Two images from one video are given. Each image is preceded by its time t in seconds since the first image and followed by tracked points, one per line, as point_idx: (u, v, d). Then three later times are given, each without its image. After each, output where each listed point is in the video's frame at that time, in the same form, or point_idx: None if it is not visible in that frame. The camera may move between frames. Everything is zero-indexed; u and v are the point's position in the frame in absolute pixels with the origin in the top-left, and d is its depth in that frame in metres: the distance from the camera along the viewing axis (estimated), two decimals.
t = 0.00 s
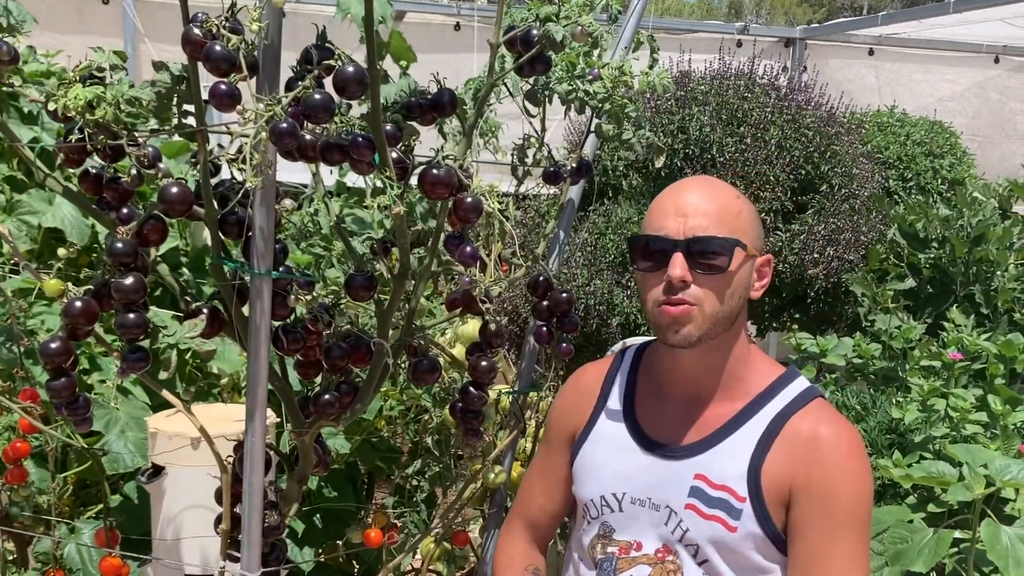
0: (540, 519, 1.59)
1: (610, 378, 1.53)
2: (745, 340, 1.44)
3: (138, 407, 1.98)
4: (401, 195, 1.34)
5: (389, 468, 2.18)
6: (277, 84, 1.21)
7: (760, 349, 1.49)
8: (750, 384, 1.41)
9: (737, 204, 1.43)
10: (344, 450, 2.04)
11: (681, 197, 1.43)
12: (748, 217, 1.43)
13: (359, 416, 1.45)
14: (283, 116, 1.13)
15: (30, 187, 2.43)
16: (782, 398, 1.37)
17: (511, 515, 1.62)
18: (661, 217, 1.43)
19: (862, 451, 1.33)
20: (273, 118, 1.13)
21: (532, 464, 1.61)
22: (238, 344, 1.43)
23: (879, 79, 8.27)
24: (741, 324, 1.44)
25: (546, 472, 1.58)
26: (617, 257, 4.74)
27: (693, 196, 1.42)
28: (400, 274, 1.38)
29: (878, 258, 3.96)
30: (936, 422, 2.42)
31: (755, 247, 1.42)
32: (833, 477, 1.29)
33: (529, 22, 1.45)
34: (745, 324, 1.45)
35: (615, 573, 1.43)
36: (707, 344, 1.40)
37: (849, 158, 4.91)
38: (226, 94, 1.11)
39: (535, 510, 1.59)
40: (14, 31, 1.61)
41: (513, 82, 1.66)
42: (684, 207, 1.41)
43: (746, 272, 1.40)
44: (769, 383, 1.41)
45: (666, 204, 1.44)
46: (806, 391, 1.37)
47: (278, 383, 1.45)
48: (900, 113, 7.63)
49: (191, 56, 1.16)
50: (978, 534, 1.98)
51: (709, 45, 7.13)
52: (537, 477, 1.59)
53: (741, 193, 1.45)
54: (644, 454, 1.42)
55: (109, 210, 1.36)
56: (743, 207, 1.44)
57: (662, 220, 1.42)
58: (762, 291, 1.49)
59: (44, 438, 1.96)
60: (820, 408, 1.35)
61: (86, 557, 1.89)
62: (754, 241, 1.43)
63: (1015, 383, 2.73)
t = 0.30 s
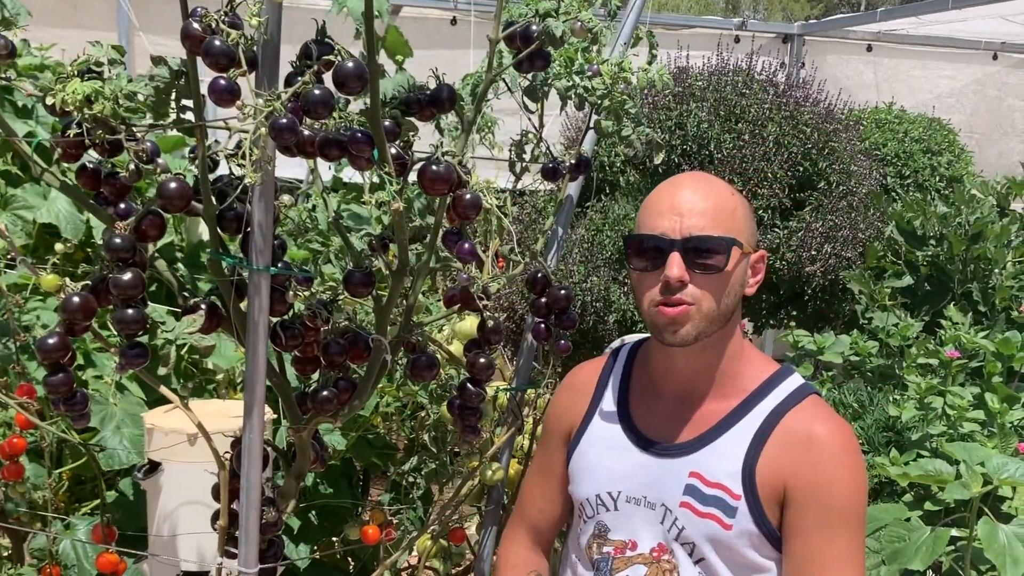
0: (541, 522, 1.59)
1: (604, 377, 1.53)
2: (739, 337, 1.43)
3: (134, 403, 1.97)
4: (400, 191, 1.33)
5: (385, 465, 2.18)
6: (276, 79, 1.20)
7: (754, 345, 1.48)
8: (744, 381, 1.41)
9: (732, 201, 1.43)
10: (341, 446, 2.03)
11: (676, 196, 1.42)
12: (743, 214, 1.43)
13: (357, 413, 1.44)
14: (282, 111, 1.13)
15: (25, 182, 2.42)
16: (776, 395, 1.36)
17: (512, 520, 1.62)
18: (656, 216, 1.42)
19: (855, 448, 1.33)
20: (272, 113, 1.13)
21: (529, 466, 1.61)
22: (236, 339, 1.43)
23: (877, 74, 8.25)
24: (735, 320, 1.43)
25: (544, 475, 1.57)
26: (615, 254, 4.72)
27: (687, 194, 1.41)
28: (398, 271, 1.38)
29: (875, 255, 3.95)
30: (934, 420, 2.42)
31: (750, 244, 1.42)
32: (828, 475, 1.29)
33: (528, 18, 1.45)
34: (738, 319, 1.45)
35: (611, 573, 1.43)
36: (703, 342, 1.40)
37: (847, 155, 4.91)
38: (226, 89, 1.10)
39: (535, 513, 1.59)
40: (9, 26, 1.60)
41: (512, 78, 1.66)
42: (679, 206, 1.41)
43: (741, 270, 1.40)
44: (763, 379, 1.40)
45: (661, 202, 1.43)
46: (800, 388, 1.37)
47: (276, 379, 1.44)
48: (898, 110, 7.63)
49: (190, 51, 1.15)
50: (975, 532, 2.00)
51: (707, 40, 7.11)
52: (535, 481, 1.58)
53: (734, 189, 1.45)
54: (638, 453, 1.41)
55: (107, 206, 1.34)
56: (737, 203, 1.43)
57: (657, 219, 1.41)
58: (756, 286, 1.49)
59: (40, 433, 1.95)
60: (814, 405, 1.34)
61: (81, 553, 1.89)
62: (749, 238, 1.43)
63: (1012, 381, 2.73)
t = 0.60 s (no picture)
0: (544, 522, 1.58)
1: (606, 375, 1.52)
2: (737, 337, 1.42)
3: (134, 401, 1.96)
4: (403, 187, 1.32)
5: (384, 463, 2.17)
6: (279, 76, 1.19)
7: (756, 344, 1.47)
8: (741, 381, 1.40)
9: (709, 201, 1.38)
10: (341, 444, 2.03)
11: (654, 198, 1.40)
12: (722, 214, 1.38)
13: (359, 410, 1.44)
14: (285, 108, 1.12)
15: (24, 180, 2.41)
16: (778, 393, 1.36)
17: (515, 519, 1.62)
18: (630, 220, 1.42)
19: (857, 447, 1.32)
20: (274, 110, 1.12)
21: (532, 466, 1.61)
22: (237, 337, 1.42)
23: (877, 71, 8.25)
24: (726, 320, 1.41)
25: (547, 474, 1.57)
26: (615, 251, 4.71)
27: (657, 197, 1.40)
28: (400, 269, 1.37)
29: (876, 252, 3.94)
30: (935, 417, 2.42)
31: (728, 245, 1.37)
32: (830, 475, 1.29)
33: (531, 14, 1.44)
34: (738, 316, 1.43)
35: (614, 572, 1.43)
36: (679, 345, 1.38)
37: (847, 152, 4.90)
38: (228, 86, 1.10)
39: (538, 512, 1.58)
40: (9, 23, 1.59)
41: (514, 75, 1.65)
42: (653, 209, 1.39)
43: (714, 273, 1.36)
44: (764, 378, 1.39)
45: (636, 205, 1.43)
46: (803, 386, 1.36)
47: (278, 377, 1.44)
48: (898, 107, 7.63)
49: (192, 47, 1.14)
50: (977, 528, 2.02)
51: (707, 37, 7.11)
52: (538, 480, 1.58)
53: (716, 188, 1.39)
54: (640, 451, 1.41)
55: (108, 203, 1.33)
56: (718, 203, 1.39)
57: (632, 222, 1.41)
58: (751, 284, 1.43)
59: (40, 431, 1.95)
60: (817, 404, 1.34)
61: (81, 550, 1.88)
62: (730, 239, 1.38)
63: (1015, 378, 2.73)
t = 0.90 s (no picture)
0: (546, 521, 1.58)
1: (609, 375, 1.52)
2: (734, 342, 1.41)
3: (132, 403, 1.96)
4: (401, 188, 1.32)
5: (383, 464, 2.17)
6: (277, 77, 1.19)
7: (759, 346, 1.46)
8: (735, 386, 1.39)
9: (671, 217, 1.36)
10: (340, 445, 2.03)
11: (625, 211, 1.41)
12: (685, 229, 1.35)
13: (358, 411, 1.44)
14: (284, 109, 1.12)
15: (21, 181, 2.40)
16: (781, 396, 1.35)
17: (516, 518, 1.61)
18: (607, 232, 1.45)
19: (859, 451, 1.32)
20: (273, 111, 1.12)
21: (534, 464, 1.61)
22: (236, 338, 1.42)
23: (876, 69, 8.24)
24: (711, 328, 1.39)
25: (549, 473, 1.57)
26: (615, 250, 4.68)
27: (626, 213, 1.40)
28: (398, 269, 1.37)
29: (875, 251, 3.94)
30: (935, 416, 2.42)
31: (690, 263, 1.34)
32: (832, 479, 1.29)
33: (529, 14, 1.44)
34: (742, 320, 1.44)
35: (613, 572, 1.42)
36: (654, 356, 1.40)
37: (846, 150, 4.90)
38: (226, 87, 1.09)
39: (540, 512, 1.58)
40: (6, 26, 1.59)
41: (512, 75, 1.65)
42: (622, 223, 1.40)
43: (676, 291, 1.35)
44: (766, 381, 1.39)
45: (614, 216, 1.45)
46: (806, 389, 1.36)
47: (276, 378, 1.44)
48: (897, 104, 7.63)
49: (190, 48, 1.14)
50: (977, 527, 2.01)
51: (705, 36, 7.10)
52: (540, 479, 1.58)
53: (681, 202, 1.36)
54: (642, 453, 1.41)
55: (106, 204, 1.33)
56: (681, 218, 1.36)
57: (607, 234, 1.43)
58: (730, 296, 1.39)
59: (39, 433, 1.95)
60: (820, 407, 1.33)
61: (80, 553, 1.88)
62: (694, 255, 1.35)
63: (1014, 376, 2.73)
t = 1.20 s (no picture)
0: (553, 519, 1.58)
1: (617, 374, 1.52)
2: (739, 343, 1.41)
3: (134, 404, 1.96)
4: (403, 188, 1.32)
5: (385, 464, 2.17)
6: (280, 77, 1.19)
7: (766, 347, 1.46)
8: (740, 388, 1.39)
9: (660, 224, 1.36)
10: (342, 445, 2.03)
11: (619, 218, 1.41)
12: (677, 236, 1.35)
13: (361, 411, 1.44)
14: (288, 109, 1.12)
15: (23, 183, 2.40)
16: (790, 396, 1.35)
17: (522, 516, 1.62)
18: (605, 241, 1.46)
19: (868, 452, 1.32)
20: (277, 111, 1.12)
21: (540, 463, 1.60)
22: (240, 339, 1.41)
23: (877, 68, 8.23)
24: (713, 329, 1.39)
25: (555, 471, 1.56)
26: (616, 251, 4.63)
27: (618, 222, 1.41)
28: (401, 270, 1.37)
29: (877, 250, 3.94)
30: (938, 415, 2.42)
31: (683, 269, 1.35)
32: (840, 480, 1.29)
33: (531, 14, 1.44)
34: (748, 319, 1.43)
35: (621, 570, 1.42)
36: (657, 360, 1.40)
37: (848, 150, 4.90)
38: (230, 88, 1.10)
39: (547, 510, 1.58)
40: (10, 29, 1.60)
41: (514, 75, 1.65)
42: (615, 232, 1.41)
43: (670, 297, 1.35)
44: (773, 382, 1.39)
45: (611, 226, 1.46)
46: (815, 390, 1.36)
47: (280, 377, 1.43)
48: (899, 103, 7.62)
49: (194, 49, 1.14)
50: (980, 526, 2.01)
51: (706, 35, 7.10)
52: (545, 477, 1.58)
53: (672, 208, 1.36)
54: (650, 451, 1.41)
55: (110, 205, 1.33)
56: (672, 224, 1.36)
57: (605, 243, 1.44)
58: (727, 298, 1.38)
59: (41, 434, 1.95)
60: (828, 408, 1.33)
61: (83, 554, 1.89)
62: (686, 261, 1.35)
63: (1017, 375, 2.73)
